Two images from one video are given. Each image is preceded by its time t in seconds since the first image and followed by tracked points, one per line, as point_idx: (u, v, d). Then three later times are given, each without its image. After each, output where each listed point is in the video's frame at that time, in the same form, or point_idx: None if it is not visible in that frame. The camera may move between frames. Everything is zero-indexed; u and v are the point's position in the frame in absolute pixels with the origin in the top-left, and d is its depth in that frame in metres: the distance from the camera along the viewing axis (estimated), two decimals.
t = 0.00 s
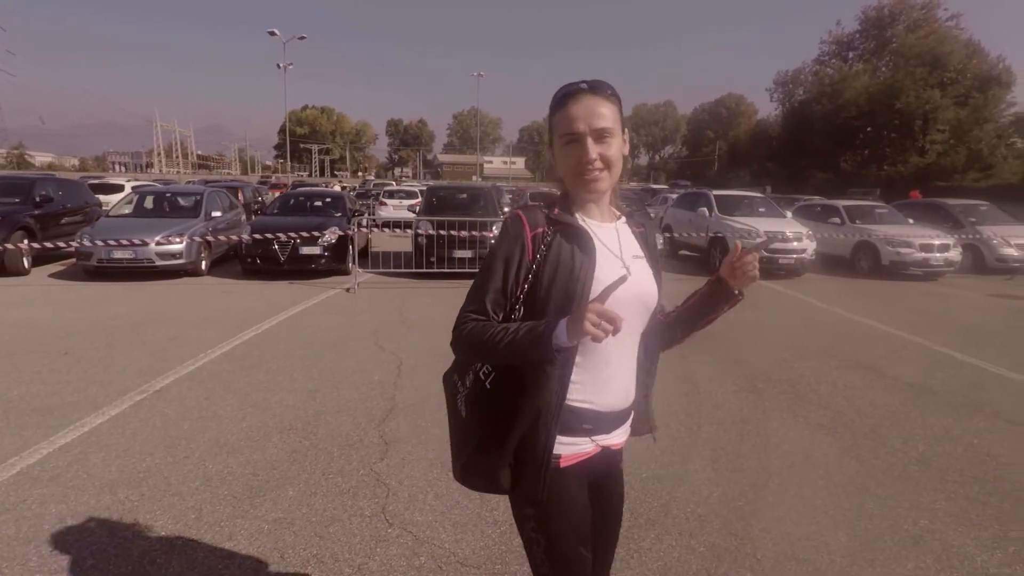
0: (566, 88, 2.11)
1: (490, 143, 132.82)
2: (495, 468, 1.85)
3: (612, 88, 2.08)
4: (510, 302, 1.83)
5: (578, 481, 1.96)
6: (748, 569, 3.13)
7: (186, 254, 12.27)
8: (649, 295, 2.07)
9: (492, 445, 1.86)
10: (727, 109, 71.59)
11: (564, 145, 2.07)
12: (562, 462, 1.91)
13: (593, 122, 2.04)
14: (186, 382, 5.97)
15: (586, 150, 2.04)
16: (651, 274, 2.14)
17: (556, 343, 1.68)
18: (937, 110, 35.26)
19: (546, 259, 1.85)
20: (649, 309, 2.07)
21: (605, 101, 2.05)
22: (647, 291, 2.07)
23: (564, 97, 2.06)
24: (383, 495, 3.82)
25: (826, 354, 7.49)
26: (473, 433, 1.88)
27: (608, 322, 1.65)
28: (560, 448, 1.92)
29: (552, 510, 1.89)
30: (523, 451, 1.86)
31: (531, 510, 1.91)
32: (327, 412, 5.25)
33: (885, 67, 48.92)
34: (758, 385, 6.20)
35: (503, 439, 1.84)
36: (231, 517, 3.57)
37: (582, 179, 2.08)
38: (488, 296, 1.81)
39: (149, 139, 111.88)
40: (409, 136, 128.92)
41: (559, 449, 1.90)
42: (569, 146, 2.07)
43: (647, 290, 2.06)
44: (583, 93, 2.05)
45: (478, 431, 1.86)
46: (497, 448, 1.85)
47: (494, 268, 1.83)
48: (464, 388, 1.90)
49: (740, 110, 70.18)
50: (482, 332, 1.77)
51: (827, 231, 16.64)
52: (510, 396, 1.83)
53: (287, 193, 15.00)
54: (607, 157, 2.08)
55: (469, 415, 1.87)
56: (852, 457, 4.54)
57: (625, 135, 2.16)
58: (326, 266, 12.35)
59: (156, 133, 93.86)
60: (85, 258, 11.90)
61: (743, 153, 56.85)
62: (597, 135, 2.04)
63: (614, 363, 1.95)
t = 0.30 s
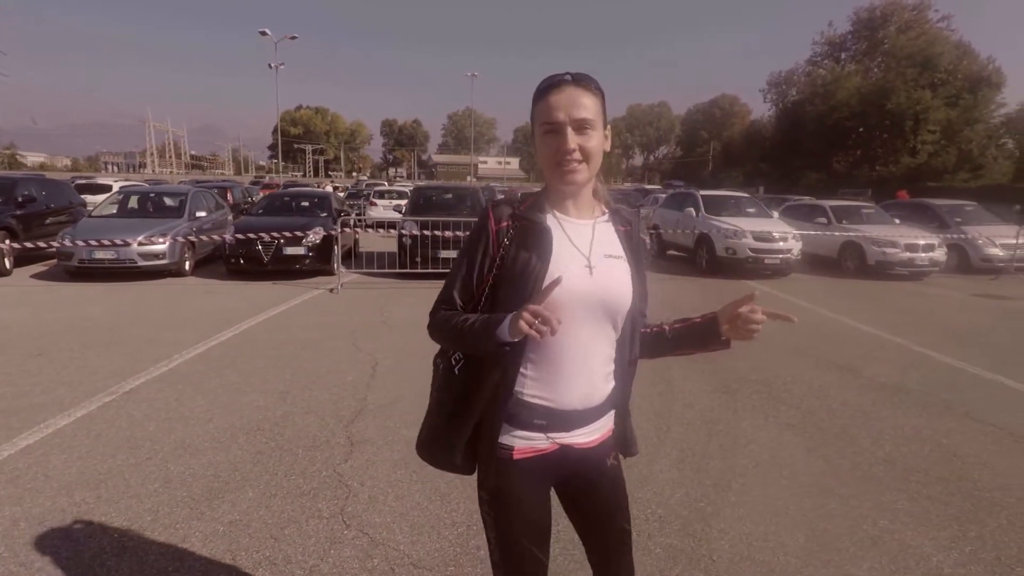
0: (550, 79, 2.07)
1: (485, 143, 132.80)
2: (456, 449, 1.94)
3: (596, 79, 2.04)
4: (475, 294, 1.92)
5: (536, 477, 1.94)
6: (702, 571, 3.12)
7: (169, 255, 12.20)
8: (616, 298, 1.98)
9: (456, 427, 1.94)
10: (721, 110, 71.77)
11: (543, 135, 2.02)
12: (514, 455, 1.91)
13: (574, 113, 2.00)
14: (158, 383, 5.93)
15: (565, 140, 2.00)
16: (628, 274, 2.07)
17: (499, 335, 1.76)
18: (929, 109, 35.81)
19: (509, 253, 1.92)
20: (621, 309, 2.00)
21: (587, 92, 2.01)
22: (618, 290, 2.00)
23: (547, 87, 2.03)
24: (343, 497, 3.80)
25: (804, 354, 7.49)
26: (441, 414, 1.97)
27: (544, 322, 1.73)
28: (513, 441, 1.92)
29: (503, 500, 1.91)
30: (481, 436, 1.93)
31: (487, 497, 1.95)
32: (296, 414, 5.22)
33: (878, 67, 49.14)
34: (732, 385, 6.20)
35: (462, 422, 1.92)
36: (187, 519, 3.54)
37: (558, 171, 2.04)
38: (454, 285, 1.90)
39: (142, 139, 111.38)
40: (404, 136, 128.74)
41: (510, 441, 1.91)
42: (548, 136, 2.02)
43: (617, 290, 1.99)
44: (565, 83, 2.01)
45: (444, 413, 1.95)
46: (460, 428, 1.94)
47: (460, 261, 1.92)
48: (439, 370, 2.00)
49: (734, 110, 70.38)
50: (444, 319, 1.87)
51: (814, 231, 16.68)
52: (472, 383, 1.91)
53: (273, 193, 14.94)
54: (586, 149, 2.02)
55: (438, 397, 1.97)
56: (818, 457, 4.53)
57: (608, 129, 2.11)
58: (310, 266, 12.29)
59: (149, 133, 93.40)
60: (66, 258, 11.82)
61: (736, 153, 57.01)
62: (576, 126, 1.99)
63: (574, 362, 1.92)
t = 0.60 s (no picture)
0: (562, 100, 2.16)
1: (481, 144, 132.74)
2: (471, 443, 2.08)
3: (605, 100, 2.11)
4: (494, 300, 2.08)
5: (545, 474, 2.04)
6: None
7: (153, 256, 12.13)
8: (622, 307, 2.06)
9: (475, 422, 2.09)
10: (716, 110, 71.88)
11: (555, 156, 2.12)
12: (528, 449, 2.02)
13: (583, 135, 2.08)
14: (130, 385, 5.89)
15: (574, 162, 2.08)
16: (636, 283, 2.13)
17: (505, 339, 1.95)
18: (921, 111, 35.70)
19: (521, 264, 2.05)
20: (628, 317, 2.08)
21: (596, 115, 2.09)
22: (622, 298, 2.06)
23: (558, 109, 2.12)
24: (304, 501, 3.78)
25: (783, 356, 7.49)
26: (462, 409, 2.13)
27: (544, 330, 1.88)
28: (528, 436, 2.03)
29: (512, 494, 2.00)
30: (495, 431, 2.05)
31: (497, 489, 2.06)
32: (266, 417, 5.18)
33: (871, 68, 49.25)
34: (708, 387, 6.20)
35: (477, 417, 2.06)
36: (144, 524, 3.51)
37: (569, 189, 2.13)
38: (474, 293, 2.10)
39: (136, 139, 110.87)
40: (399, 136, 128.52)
41: (527, 435, 2.01)
42: (559, 156, 2.11)
43: (623, 299, 2.06)
44: (576, 105, 2.10)
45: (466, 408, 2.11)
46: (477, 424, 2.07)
47: (481, 271, 2.09)
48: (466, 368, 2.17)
49: (729, 110, 70.52)
50: (466, 324, 2.07)
51: (803, 232, 16.72)
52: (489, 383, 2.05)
53: (260, 194, 14.88)
54: (595, 169, 2.11)
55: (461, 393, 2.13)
56: (787, 460, 4.53)
57: (617, 146, 2.19)
58: (296, 267, 12.23)
59: (143, 132, 92.94)
60: (48, 259, 11.75)
61: (730, 154, 57.08)
62: (585, 148, 2.08)
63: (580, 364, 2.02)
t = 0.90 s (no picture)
0: (598, 91, 2.17)
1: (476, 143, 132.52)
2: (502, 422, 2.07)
3: (642, 90, 2.13)
4: (526, 282, 2.03)
5: (572, 455, 1.98)
6: None
7: (135, 254, 11.97)
8: (660, 291, 2.07)
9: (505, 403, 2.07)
10: (712, 110, 71.86)
11: (593, 142, 2.12)
12: (557, 428, 1.96)
13: (621, 123, 2.10)
14: (99, 386, 5.77)
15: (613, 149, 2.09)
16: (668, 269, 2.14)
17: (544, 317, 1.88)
18: (915, 111, 35.77)
19: (558, 244, 2.02)
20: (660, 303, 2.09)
21: (634, 104, 2.10)
22: (659, 283, 2.07)
23: (596, 98, 2.13)
24: (263, 505, 3.67)
25: (767, 355, 7.41)
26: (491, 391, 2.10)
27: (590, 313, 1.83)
28: (554, 415, 1.97)
29: (541, 477, 1.94)
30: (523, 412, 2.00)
31: (524, 472, 2.00)
32: (235, 417, 5.06)
33: (866, 68, 49.31)
34: (690, 387, 6.10)
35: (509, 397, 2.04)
36: (95, 529, 3.40)
37: (606, 177, 2.13)
38: (506, 271, 2.03)
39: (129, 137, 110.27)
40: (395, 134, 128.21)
41: (554, 414, 1.95)
42: (598, 143, 2.12)
43: (659, 284, 2.07)
44: (614, 94, 2.11)
45: (495, 388, 2.08)
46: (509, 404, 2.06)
47: (512, 251, 2.04)
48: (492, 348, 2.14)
49: (724, 110, 70.51)
50: (496, 303, 2.00)
51: (793, 231, 16.67)
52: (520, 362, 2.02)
53: (247, 192, 14.71)
54: (633, 157, 2.12)
55: (492, 373, 2.10)
56: (765, 462, 4.43)
57: (652, 136, 2.21)
58: (281, 266, 12.08)
59: (136, 130, 92.38)
60: (28, 257, 11.58)
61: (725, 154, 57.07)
62: (624, 135, 2.09)
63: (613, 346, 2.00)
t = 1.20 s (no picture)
0: (625, 86, 2.14)
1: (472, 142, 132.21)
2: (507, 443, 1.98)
3: (670, 91, 2.11)
4: (529, 290, 1.95)
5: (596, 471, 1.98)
6: None
7: (117, 253, 11.78)
8: (670, 305, 2.06)
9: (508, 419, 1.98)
10: (707, 109, 71.84)
11: (615, 139, 2.08)
12: (578, 453, 1.94)
13: (648, 121, 2.07)
14: (66, 388, 5.62)
15: (638, 147, 2.06)
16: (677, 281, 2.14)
17: (556, 335, 1.77)
18: (909, 109, 35.78)
19: (568, 252, 1.94)
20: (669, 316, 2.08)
21: (662, 104, 2.08)
22: (670, 295, 2.07)
23: (622, 93, 2.10)
24: (219, 513, 3.53)
25: (753, 355, 7.30)
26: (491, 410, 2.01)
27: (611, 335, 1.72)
28: (574, 440, 1.94)
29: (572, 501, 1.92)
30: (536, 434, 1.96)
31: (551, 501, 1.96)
32: (202, 421, 4.92)
33: (860, 66, 49.32)
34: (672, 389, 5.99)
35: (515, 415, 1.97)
36: (41, 539, 3.26)
37: (625, 177, 2.09)
38: (510, 280, 1.94)
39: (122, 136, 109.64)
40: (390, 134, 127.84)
41: (574, 439, 1.93)
42: (620, 140, 2.08)
43: (669, 295, 2.06)
44: (642, 91, 2.08)
45: (496, 408, 1.99)
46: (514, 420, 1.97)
47: (518, 256, 1.94)
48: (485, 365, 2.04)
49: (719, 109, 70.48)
50: (498, 313, 1.90)
51: (785, 229, 16.58)
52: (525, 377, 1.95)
53: (235, 192, 14.51)
54: (655, 158, 2.10)
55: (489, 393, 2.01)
56: (744, 466, 4.32)
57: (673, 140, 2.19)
58: (265, 264, 11.84)
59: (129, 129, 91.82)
60: (8, 257, 11.40)
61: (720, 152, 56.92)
62: (649, 135, 2.06)
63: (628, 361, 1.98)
